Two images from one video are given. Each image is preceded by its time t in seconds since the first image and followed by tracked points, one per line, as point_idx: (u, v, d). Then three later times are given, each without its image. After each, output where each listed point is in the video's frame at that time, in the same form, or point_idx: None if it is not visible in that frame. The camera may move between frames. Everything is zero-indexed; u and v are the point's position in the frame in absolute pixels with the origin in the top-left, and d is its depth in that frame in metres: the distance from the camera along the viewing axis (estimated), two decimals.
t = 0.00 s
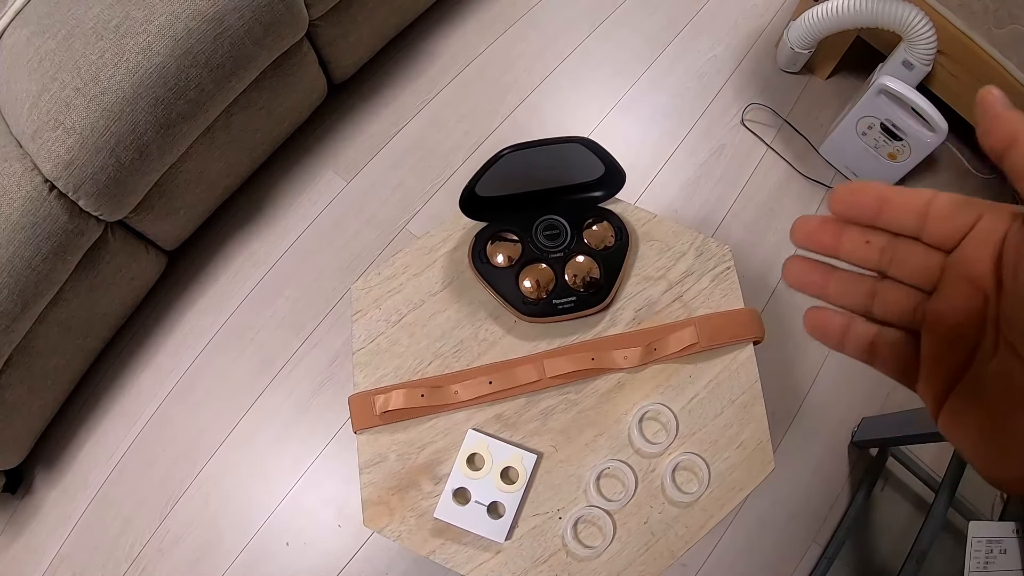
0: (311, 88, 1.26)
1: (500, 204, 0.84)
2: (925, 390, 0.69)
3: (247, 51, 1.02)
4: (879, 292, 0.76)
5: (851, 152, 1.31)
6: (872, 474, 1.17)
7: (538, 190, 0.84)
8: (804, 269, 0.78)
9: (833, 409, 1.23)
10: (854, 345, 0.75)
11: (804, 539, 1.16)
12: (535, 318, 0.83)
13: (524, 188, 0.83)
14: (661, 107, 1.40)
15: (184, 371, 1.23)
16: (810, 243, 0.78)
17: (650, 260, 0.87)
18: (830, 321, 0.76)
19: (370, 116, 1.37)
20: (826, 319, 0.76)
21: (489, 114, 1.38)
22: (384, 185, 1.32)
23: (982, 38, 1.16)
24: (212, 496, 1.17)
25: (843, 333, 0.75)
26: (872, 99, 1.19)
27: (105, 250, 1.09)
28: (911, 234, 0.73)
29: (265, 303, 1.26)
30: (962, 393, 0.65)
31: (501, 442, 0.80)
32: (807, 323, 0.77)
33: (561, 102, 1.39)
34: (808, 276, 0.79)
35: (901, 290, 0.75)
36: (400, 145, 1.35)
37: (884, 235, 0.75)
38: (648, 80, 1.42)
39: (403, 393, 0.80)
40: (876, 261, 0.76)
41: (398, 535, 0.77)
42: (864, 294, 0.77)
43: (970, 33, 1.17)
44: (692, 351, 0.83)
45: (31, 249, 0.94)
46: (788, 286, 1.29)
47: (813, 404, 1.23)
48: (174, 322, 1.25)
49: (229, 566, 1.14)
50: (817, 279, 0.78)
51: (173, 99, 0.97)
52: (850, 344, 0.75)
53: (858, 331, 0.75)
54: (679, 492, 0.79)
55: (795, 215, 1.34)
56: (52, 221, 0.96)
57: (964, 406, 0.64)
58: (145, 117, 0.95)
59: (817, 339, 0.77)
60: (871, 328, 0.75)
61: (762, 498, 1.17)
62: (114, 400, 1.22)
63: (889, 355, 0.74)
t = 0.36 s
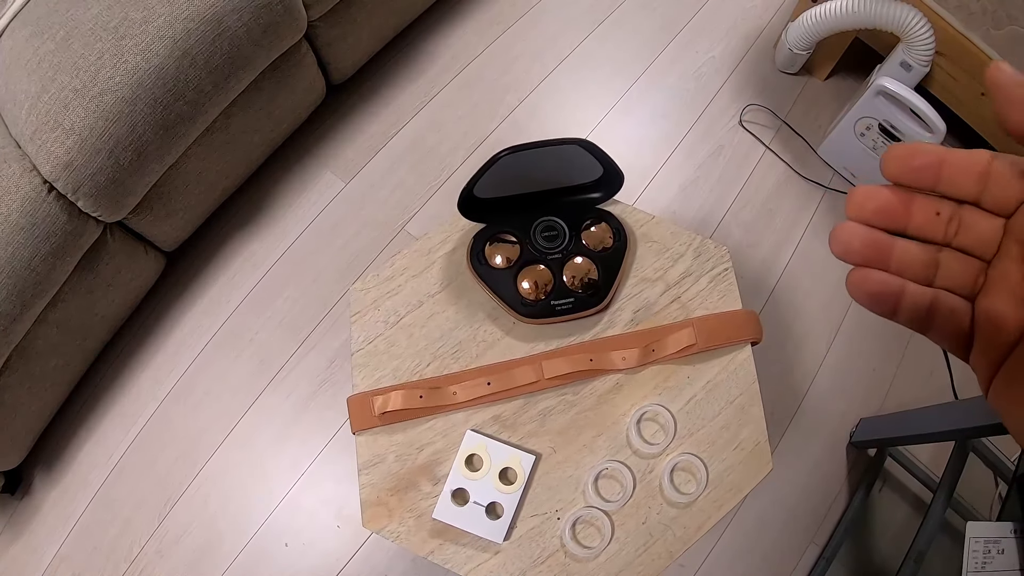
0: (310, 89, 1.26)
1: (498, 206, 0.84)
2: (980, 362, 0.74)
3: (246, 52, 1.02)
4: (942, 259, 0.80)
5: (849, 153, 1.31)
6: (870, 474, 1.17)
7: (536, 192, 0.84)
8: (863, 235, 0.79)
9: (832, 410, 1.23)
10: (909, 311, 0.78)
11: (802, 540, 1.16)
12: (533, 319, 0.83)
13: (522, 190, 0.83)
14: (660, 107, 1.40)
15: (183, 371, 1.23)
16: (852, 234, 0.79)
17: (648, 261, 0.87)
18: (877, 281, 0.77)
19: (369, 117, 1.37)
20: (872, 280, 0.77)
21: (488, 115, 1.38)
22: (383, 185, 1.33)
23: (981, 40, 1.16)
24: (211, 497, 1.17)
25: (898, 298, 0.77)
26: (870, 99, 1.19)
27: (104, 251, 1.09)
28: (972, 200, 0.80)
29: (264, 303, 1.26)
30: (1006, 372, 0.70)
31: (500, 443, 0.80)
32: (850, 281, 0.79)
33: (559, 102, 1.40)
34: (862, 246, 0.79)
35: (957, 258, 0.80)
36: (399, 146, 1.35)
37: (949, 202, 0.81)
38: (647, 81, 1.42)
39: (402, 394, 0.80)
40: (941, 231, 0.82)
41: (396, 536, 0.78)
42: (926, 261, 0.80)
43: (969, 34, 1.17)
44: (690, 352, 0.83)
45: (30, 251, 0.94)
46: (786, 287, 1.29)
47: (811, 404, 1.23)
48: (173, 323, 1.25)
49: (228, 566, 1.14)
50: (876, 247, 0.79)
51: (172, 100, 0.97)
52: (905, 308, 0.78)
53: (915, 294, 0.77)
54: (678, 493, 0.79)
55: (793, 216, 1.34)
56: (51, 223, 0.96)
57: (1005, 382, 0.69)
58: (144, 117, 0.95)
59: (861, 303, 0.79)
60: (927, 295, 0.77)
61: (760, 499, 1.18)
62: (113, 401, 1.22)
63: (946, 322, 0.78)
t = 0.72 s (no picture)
0: (307, 88, 1.26)
1: (494, 204, 0.84)
2: None
3: (243, 52, 1.02)
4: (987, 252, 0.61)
5: (847, 150, 1.31)
6: (868, 473, 1.17)
7: (532, 190, 0.84)
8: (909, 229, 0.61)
9: (831, 407, 1.23)
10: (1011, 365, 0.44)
11: (801, 538, 1.16)
12: (529, 317, 0.83)
13: (519, 188, 0.83)
14: (657, 106, 1.40)
15: (180, 372, 1.22)
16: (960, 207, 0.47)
17: (645, 259, 0.87)
18: (896, 296, 0.62)
19: (366, 116, 1.37)
20: (889, 296, 0.62)
21: (485, 114, 1.37)
22: (380, 185, 1.32)
23: (978, 37, 1.16)
24: (209, 497, 1.17)
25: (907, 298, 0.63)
26: (867, 97, 1.19)
27: (101, 252, 1.08)
28: None
29: (261, 304, 1.26)
30: None
31: (496, 442, 0.80)
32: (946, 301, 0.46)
33: (557, 101, 1.39)
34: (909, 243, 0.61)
35: None
36: (395, 146, 1.35)
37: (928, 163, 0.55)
38: (644, 79, 1.42)
39: (398, 393, 0.80)
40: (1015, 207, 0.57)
41: (393, 536, 0.77)
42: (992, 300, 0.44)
43: (967, 32, 1.17)
44: (687, 350, 0.82)
45: (28, 251, 0.94)
46: (784, 285, 1.29)
47: (810, 402, 1.23)
48: (170, 323, 1.25)
49: (225, 567, 1.14)
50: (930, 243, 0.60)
51: (168, 101, 0.97)
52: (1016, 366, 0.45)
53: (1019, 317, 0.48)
54: (675, 492, 0.79)
55: (790, 214, 1.34)
56: (48, 223, 0.96)
57: (992, 381, 0.55)
58: (140, 118, 0.95)
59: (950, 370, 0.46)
60: None
61: (758, 498, 1.17)
62: (110, 401, 1.21)
63: None
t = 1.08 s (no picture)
0: (303, 90, 1.26)
1: (490, 205, 0.84)
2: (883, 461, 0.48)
3: (239, 54, 1.02)
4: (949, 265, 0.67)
5: (844, 149, 1.31)
6: (866, 471, 1.17)
7: (528, 191, 0.84)
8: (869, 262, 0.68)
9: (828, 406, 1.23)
10: (820, 435, 0.57)
11: (798, 537, 1.16)
12: (525, 318, 0.83)
13: (514, 189, 0.83)
14: (654, 105, 1.40)
15: (178, 373, 1.23)
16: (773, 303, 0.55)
17: (641, 259, 0.87)
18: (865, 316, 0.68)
19: (363, 117, 1.37)
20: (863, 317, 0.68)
21: (482, 114, 1.38)
22: (378, 186, 1.32)
23: (975, 36, 1.16)
24: (208, 498, 1.17)
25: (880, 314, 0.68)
26: (864, 96, 1.19)
27: (99, 254, 1.08)
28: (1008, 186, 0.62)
29: (259, 305, 1.26)
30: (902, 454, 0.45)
31: (493, 443, 0.80)
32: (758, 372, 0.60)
33: (554, 101, 1.39)
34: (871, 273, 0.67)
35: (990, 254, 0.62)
36: (392, 147, 1.35)
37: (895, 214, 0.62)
38: (641, 79, 1.42)
39: (395, 394, 0.80)
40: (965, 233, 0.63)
41: (390, 536, 0.77)
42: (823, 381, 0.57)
43: (963, 30, 1.16)
44: (683, 351, 0.83)
45: (25, 254, 0.94)
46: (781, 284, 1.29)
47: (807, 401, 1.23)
48: (169, 324, 1.25)
49: (224, 568, 1.14)
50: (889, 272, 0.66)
51: (165, 103, 0.97)
52: (818, 440, 0.58)
53: (848, 386, 0.54)
54: (671, 492, 0.79)
55: (787, 213, 1.34)
56: (47, 225, 0.96)
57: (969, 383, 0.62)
58: (137, 120, 0.95)
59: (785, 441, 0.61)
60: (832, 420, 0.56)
61: (756, 496, 1.18)
62: (109, 403, 1.22)
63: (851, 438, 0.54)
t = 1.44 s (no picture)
0: (300, 90, 1.26)
1: (486, 204, 0.84)
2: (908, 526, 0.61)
3: (236, 54, 1.02)
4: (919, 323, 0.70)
5: (841, 148, 1.31)
6: (863, 469, 1.17)
7: (523, 190, 0.84)
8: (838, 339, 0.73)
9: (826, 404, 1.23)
10: (841, 504, 0.70)
11: (796, 535, 1.16)
12: (521, 317, 0.83)
13: (510, 188, 0.83)
14: (651, 104, 1.40)
15: (176, 374, 1.23)
16: (808, 371, 0.74)
17: (637, 257, 0.87)
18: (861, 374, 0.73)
19: (360, 117, 1.37)
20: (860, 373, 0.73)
21: (478, 114, 1.38)
22: (375, 185, 1.33)
23: (972, 34, 1.16)
24: (206, 499, 1.17)
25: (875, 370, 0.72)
26: (861, 94, 1.19)
27: (96, 255, 1.08)
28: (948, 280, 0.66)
29: (257, 305, 1.26)
30: (938, 526, 0.56)
31: (489, 441, 0.80)
32: (794, 424, 0.75)
33: (550, 101, 1.40)
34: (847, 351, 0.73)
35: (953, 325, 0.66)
36: (389, 147, 1.35)
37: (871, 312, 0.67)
38: (637, 78, 1.42)
39: (391, 393, 0.80)
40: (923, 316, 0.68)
41: (387, 535, 0.78)
42: (851, 439, 0.71)
43: (959, 29, 1.17)
44: (679, 349, 0.83)
45: (23, 254, 0.94)
46: (779, 282, 1.30)
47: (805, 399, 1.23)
48: (167, 325, 1.25)
49: (223, 568, 1.14)
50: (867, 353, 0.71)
51: (162, 104, 0.97)
52: (839, 509, 0.70)
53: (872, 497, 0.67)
54: (667, 490, 0.79)
55: (785, 212, 1.34)
56: (44, 226, 0.96)
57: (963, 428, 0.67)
58: (135, 121, 0.95)
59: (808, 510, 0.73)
60: (854, 488, 0.69)
61: (754, 495, 1.18)
62: (108, 404, 1.22)
63: (875, 508, 0.67)
